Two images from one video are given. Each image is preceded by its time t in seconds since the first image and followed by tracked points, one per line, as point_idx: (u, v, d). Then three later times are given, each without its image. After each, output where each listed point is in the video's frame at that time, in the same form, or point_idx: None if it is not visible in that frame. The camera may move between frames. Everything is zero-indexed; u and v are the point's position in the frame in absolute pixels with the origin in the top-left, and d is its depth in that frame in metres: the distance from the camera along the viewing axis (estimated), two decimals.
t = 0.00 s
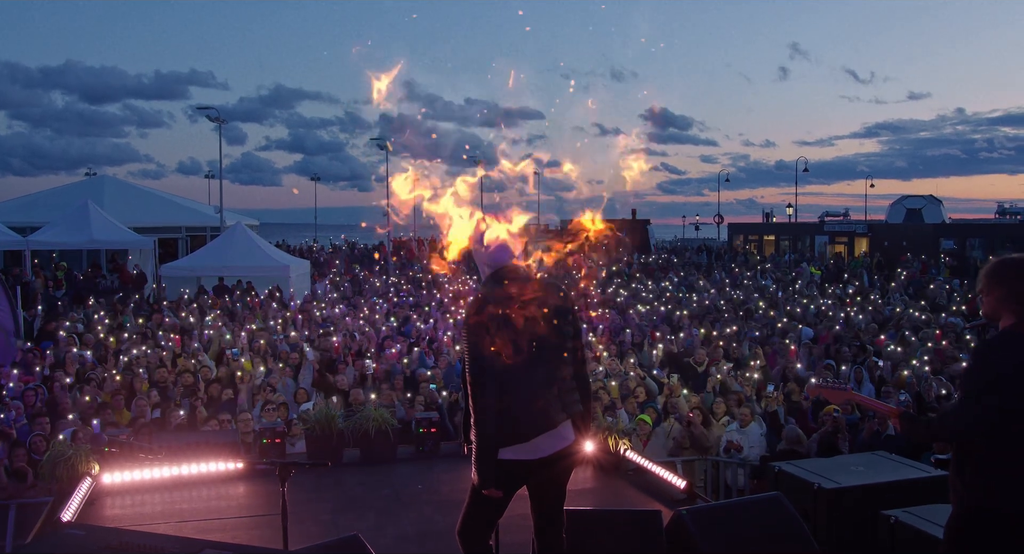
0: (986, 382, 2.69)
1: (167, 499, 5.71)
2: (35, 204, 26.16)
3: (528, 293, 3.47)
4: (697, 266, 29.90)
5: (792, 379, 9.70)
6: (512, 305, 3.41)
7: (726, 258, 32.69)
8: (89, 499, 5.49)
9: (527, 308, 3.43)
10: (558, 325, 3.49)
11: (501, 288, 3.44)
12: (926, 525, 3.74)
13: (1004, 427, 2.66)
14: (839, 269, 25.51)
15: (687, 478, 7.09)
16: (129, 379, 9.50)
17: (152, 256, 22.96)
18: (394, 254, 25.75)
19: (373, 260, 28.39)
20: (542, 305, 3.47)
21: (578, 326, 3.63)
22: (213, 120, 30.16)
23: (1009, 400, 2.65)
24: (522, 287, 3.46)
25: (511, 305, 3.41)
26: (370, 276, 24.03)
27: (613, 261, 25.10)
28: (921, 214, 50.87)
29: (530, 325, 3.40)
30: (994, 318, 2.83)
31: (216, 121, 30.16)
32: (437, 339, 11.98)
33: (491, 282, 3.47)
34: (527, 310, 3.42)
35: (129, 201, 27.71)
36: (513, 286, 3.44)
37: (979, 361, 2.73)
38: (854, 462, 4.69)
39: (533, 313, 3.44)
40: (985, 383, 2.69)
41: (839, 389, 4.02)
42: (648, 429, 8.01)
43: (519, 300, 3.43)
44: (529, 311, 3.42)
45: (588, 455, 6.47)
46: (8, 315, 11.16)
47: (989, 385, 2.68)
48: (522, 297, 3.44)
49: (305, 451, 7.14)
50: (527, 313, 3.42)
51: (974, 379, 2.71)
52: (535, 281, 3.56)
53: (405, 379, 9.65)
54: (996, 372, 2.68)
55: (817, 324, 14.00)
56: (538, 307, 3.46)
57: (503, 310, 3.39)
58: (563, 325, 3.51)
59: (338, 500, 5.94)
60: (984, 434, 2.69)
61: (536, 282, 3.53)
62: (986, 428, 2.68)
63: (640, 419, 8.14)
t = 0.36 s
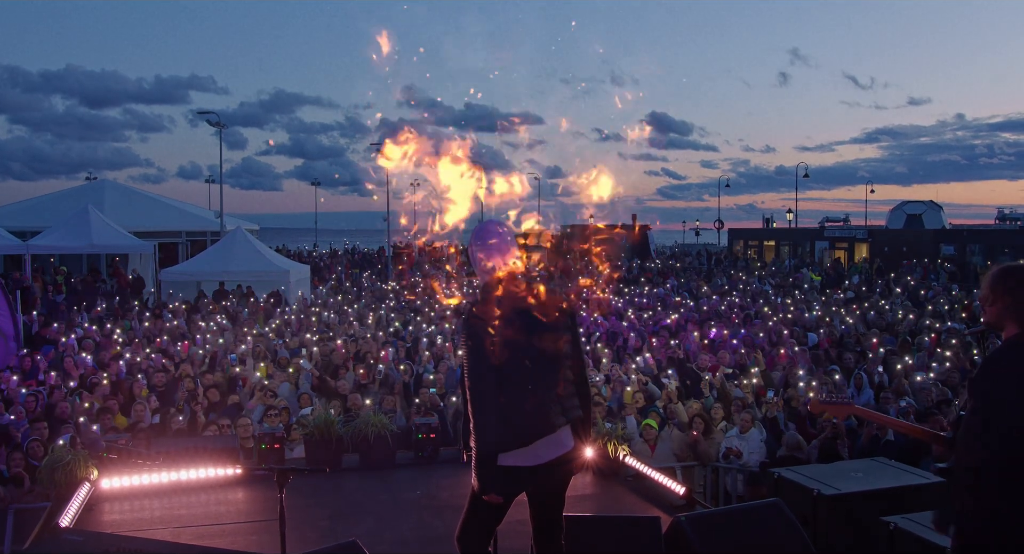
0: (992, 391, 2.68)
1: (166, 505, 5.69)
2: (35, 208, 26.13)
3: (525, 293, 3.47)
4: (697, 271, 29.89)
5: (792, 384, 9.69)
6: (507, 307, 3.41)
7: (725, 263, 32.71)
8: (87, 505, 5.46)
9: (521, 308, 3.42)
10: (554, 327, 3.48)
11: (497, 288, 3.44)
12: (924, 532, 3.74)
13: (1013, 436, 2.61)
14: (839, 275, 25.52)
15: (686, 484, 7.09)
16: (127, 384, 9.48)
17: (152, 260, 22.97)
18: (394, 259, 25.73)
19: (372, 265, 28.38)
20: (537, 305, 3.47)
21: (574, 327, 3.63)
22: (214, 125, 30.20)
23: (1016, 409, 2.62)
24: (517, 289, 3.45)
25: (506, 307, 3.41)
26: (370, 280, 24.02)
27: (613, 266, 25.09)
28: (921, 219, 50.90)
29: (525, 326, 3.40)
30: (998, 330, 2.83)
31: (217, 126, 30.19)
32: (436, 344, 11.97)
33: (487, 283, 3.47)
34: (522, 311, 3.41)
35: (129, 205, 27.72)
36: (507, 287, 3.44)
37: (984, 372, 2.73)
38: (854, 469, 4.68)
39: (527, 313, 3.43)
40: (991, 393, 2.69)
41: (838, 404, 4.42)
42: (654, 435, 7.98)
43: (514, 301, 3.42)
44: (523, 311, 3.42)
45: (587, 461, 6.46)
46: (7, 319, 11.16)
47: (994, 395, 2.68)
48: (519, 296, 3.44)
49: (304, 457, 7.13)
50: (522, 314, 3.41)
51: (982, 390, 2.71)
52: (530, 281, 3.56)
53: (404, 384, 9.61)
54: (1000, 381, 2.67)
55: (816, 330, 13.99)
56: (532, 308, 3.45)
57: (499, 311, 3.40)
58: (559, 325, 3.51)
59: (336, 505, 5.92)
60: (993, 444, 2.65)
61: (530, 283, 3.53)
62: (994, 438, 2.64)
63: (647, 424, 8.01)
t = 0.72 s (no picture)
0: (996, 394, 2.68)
1: (165, 504, 5.69)
2: (35, 207, 26.12)
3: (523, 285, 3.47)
4: (697, 272, 29.90)
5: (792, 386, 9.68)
6: (506, 304, 3.40)
7: (725, 264, 32.70)
8: (86, 504, 5.46)
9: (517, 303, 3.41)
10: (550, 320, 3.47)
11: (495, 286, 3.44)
12: (923, 533, 3.73)
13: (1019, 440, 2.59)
14: (840, 276, 25.53)
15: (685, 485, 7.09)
16: (127, 384, 9.48)
17: (152, 259, 22.97)
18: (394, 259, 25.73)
19: (372, 265, 28.37)
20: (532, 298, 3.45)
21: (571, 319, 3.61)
22: (214, 124, 30.21)
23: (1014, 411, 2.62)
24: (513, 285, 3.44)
25: (504, 304, 3.40)
26: (370, 280, 24.01)
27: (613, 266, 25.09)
28: (921, 220, 50.90)
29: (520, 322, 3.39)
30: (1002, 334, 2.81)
31: (217, 125, 30.21)
32: (436, 344, 11.96)
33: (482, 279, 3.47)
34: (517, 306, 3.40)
35: (129, 205, 27.72)
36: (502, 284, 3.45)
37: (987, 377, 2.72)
38: (853, 469, 4.67)
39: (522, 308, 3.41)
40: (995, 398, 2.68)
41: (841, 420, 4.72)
42: (657, 436, 7.95)
43: (510, 298, 3.41)
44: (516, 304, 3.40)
45: (586, 461, 6.46)
46: (7, 319, 11.16)
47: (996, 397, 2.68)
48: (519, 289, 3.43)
49: (303, 457, 7.13)
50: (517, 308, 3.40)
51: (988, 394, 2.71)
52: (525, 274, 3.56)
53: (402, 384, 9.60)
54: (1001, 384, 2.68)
55: (816, 330, 13.98)
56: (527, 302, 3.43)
57: (495, 307, 3.39)
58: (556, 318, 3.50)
59: (334, 505, 5.92)
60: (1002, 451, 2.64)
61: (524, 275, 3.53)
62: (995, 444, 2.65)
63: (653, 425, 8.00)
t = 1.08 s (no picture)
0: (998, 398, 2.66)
1: (164, 502, 5.70)
2: (35, 204, 26.10)
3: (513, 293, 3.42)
4: (698, 268, 29.89)
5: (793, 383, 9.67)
6: (501, 309, 3.40)
7: (725, 261, 32.68)
8: (85, 502, 5.47)
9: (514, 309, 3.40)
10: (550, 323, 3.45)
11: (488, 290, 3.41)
12: (923, 530, 3.72)
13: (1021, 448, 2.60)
14: (840, 273, 25.53)
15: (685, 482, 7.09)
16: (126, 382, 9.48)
17: (152, 257, 22.98)
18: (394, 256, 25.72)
19: (373, 262, 28.36)
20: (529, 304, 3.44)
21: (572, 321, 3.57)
22: (213, 122, 30.18)
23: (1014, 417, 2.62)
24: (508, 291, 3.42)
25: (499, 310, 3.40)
26: (370, 277, 24.02)
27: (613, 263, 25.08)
28: (921, 217, 50.89)
29: (518, 329, 3.38)
30: (1013, 332, 2.74)
31: (216, 123, 30.18)
32: (436, 341, 11.96)
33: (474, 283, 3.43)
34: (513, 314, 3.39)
35: (129, 203, 27.71)
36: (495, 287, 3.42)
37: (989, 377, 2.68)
38: (853, 466, 4.66)
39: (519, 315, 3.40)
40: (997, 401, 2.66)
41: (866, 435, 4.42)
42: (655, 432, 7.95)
43: (506, 304, 3.40)
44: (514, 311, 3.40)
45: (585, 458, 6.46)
46: (6, 316, 11.16)
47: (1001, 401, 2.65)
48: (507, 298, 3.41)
49: (303, 454, 7.13)
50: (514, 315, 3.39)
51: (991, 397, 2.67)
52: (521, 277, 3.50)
53: (402, 381, 9.59)
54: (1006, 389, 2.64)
55: (816, 327, 13.97)
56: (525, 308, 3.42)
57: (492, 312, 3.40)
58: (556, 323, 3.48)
59: (333, 503, 5.91)
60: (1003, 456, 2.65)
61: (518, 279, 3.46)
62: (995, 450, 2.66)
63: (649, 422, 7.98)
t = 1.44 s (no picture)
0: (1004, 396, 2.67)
1: (163, 500, 5.70)
2: (35, 203, 26.08)
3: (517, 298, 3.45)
4: (698, 265, 29.86)
5: (792, 380, 9.68)
6: (498, 321, 3.39)
7: (726, 258, 32.65)
8: (85, 501, 5.47)
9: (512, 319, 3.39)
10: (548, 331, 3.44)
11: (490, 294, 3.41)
12: (923, 526, 3.73)
13: None
14: (839, 271, 25.54)
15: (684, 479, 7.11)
16: (125, 380, 9.48)
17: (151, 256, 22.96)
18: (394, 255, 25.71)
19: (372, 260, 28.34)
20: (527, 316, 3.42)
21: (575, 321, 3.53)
22: (213, 121, 30.17)
23: (1019, 413, 2.64)
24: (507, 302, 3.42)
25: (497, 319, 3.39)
26: (370, 275, 24.02)
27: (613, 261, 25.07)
28: (921, 213, 50.86)
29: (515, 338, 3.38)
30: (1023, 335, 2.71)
31: (216, 121, 30.17)
32: (435, 339, 11.96)
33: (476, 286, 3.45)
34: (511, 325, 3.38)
35: (128, 202, 27.69)
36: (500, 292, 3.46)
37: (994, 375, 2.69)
38: (853, 463, 4.66)
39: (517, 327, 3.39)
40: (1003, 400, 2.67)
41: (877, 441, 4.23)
42: (646, 430, 8.08)
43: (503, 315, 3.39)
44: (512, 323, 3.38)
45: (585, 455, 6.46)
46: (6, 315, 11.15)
47: (1008, 400, 2.67)
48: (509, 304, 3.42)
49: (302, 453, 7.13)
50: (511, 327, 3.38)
51: (998, 395, 2.68)
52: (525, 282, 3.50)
53: (401, 378, 9.59)
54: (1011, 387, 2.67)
55: (816, 323, 13.96)
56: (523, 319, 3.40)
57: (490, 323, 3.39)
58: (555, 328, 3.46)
59: (332, 501, 5.92)
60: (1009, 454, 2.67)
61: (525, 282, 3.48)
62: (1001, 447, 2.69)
63: (642, 418, 8.15)
